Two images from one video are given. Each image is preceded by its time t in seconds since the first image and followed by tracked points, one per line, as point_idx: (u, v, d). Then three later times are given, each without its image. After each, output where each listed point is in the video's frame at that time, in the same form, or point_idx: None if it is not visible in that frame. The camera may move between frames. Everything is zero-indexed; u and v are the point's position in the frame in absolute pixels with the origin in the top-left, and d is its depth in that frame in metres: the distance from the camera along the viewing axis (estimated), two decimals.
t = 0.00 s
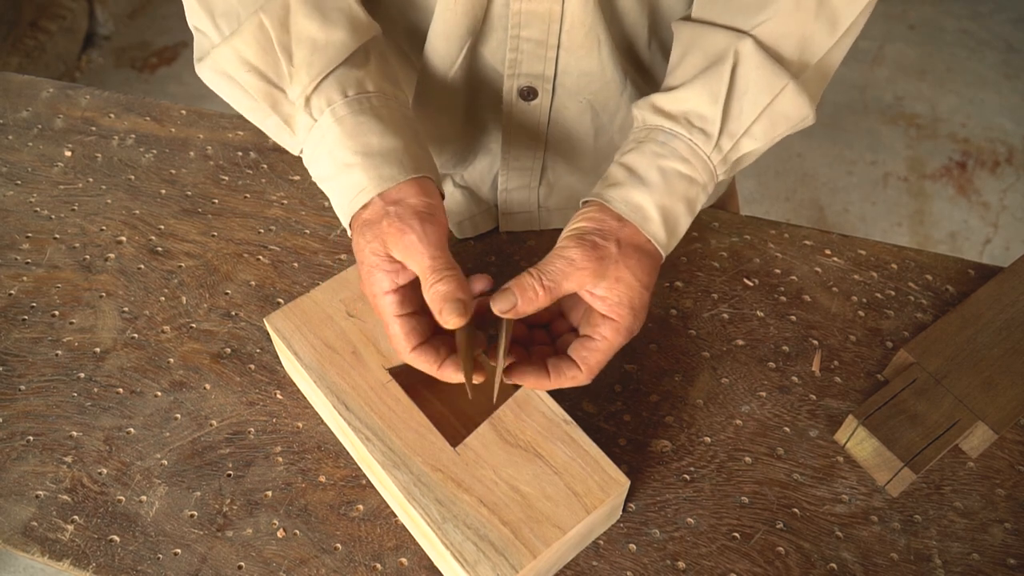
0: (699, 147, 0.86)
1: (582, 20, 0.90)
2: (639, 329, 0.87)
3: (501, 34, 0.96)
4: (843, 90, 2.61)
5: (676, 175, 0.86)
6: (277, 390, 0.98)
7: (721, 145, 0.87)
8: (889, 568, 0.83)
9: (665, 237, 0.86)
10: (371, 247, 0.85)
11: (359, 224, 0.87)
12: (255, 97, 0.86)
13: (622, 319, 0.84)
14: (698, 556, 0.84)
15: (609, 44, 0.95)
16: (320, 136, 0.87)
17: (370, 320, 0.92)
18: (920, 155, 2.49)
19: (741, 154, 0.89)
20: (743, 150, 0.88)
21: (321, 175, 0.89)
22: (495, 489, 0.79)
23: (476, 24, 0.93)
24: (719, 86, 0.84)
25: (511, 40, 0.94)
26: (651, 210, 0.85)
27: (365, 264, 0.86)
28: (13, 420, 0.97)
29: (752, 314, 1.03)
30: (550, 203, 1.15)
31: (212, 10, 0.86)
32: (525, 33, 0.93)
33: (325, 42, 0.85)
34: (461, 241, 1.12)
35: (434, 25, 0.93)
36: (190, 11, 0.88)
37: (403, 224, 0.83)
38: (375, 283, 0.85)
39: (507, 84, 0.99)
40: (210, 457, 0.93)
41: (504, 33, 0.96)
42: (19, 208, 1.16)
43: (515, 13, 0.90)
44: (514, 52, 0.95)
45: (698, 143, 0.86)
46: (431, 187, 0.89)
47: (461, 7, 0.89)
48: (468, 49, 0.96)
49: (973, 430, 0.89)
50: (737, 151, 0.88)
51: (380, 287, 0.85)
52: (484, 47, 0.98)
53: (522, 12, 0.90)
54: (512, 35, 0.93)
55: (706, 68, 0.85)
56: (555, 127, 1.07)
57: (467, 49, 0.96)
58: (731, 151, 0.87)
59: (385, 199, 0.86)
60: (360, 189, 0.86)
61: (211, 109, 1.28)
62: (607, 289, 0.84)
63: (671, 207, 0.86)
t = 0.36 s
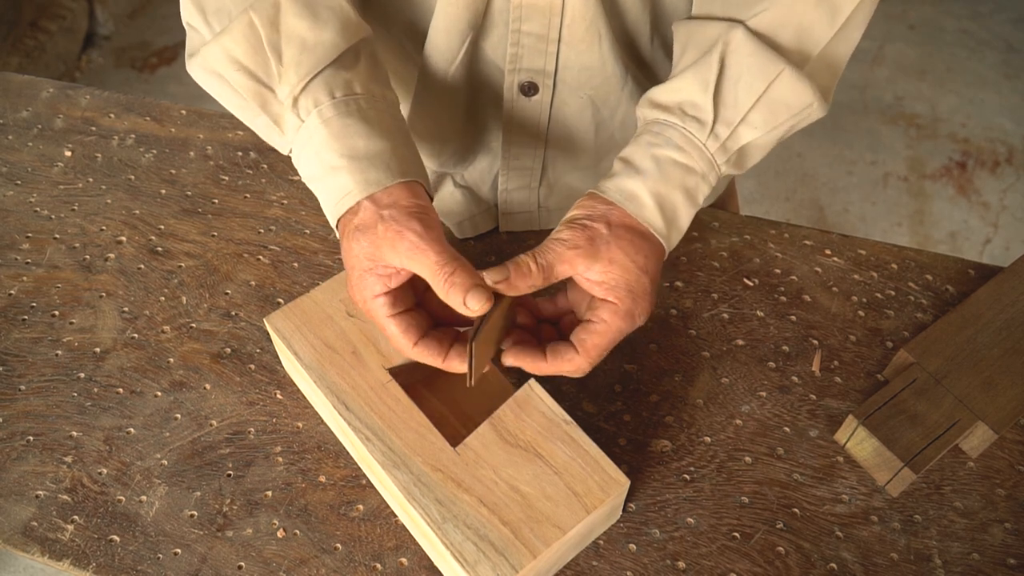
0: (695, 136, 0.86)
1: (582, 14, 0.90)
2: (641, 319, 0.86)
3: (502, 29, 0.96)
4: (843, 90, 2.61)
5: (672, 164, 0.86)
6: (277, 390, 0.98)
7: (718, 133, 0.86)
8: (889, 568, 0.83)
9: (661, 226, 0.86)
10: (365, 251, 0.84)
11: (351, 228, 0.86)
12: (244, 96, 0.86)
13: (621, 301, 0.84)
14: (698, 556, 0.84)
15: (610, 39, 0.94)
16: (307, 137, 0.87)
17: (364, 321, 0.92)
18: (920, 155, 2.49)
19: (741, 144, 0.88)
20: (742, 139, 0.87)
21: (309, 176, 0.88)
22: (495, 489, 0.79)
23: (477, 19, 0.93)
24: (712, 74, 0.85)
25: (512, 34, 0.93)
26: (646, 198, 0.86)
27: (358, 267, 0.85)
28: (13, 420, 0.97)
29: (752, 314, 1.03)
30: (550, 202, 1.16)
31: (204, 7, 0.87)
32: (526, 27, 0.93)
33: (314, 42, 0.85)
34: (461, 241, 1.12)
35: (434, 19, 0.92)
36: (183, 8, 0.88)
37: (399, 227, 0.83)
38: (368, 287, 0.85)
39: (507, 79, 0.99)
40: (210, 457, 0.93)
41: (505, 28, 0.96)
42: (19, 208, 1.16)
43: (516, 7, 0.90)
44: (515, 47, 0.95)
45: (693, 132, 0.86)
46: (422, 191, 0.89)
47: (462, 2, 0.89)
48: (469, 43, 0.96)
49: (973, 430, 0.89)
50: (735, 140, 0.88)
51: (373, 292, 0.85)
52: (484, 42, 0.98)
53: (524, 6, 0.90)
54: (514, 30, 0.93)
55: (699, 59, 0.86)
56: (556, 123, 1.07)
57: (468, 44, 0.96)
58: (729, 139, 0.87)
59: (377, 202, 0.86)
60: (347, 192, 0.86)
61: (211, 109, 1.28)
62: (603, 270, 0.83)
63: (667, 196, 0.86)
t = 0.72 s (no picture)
0: (684, 128, 0.86)
1: (582, 15, 0.90)
2: (622, 308, 0.86)
3: (502, 29, 0.96)
4: (843, 90, 2.61)
5: (660, 156, 0.85)
6: (277, 390, 0.98)
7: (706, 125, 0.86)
8: (889, 568, 0.83)
9: (648, 217, 0.85)
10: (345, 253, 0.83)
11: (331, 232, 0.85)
12: (224, 93, 0.85)
13: (603, 288, 0.84)
14: (698, 556, 0.84)
15: (610, 39, 0.94)
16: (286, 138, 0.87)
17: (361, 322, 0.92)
18: (920, 155, 2.49)
19: (730, 140, 0.88)
20: (730, 134, 0.87)
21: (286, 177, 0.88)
22: (495, 489, 0.79)
23: (477, 19, 0.93)
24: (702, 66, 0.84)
25: (513, 34, 0.93)
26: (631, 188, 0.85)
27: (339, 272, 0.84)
28: (13, 420, 0.97)
29: (752, 314, 1.03)
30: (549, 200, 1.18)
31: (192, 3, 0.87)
32: (527, 27, 0.92)
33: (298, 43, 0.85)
34: (461, 241, 1.12)
35: (434, 19, 0.92)
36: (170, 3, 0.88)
37: (379, 227, 0.82)
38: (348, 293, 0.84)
39: (508, 79, 0.99)
40: (210, 457, 0.93)
41: (505, 29, 0.96)
42: (19, 208, 1.16)
43: (516, 7, 0.90)
44: (516, 47, 0.95)
45: (683, 125, 0.85)
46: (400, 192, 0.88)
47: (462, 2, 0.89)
48: (469, 43, 0.96)
49: (973, 430, 0.89)
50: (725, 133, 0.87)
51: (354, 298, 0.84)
52: (485, 42, 0.98)
53: (524, 6, 0.90)
54: (514, 30, 0.93)
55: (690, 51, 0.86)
56: (556, 123, 1.07)
57: (469, 44, 0.96)
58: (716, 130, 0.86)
59: (358, 204, 0.85)
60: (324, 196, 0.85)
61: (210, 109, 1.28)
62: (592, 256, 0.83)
63: (655, 186, 0.85)
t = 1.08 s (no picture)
0: (742, 125, 0.86)
1: (583, 12, 0.91)
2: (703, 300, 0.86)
3: (502, 29, 0.96)
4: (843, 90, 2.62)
5: (722, 152, 0.86)
6: (277, 390, 0.98)
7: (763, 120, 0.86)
8: (889, 568, 0.83)
9: (717, 211, 0.86)
10: (284, 240, 0.78)
11: (281, 208, 0.79)
12: (195, 43, 0.79)
13: (686, 283, 0.83)
14: (698, 556, 0.84)
15: (610, 38, 0.95)
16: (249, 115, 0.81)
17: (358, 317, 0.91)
18: (920, 155, 2.49)
19: (782, 129, 0.88)
20: (783, 125, 0.88)
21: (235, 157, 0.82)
22: (495, 489, 0.79)
23: (477, 18, 0.93)
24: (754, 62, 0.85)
25: (514, 33, 0.93)
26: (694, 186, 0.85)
27: (259, 250, 0.78)
28: (13, 420, 0.97)
29: (752, 314, 1.03)
30: (551, 203, 1.15)
31: None
32: (527, 26, 0.92)
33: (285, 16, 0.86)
34: (461, 241, 1.12)
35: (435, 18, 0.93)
36: None
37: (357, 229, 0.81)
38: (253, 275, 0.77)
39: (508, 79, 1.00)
40: (210, 456, 0.93)
41: (506, 28, 0.96)
42: (19, 208, 1.16)
43: (517, 6, 0.90)
44: (516, 46, 0.95)
45: (741, 121, 0.86)
46: (367, 202, 0.84)
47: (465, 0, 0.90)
48: (469, 45, 0.97)
49: (973, 430, 0.89)
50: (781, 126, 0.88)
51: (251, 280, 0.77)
52: (486, 41, 0.98)
53: (525, 4, 0.89)
54: (515, 29, 0.93)
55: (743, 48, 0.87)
56: (556, 124, 1.07)
57: (469, 45, 0.97)
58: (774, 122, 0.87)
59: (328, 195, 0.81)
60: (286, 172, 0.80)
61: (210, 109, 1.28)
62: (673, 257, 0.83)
63: (720, 182, 0.85)
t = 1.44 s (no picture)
0: (903, 78, 0.92)
1: None
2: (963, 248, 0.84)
3: (509, 19, 0.98)
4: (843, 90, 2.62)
5: (897, 109, 0.91)
6: (277, 390, 0.98)
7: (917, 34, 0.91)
8: (889, 568, 0.84)
9: (921, 160, 0.90)
10: (262, 183, 0.86)
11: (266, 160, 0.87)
12: None
13: (931, 231, 0.84)
14: (698, 556, 0.85)
15: (616, 26, 0.97)
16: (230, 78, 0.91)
17: (360, 326, 0.91)
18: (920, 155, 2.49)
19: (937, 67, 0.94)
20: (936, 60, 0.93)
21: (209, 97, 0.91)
22: (495, 489, 0.79)
23: (483, 7, 0.95)
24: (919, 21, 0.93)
25: (521, 20, 0.96)
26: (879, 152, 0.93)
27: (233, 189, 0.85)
28: (13, 420, 0.97)
29: (753, 314, 1.03)
30: (554, 203, 1.15)
31: None
32: (534, 14, 0.95)
33: None
34: (461, 241, 1.12)
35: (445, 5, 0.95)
36: None
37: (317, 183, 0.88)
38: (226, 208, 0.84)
39: (515, 68, 1.01)
40: (211, 456, 0.93)
41: (512, 17, 0.98)
42: (19, 208, 1.16)
43: None
44: (523, 34, 0.98)
45: (900, 76, 0.92)
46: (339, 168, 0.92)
47: None
48: (475, 34, 0.99)
49: (973, 430, 0.89)
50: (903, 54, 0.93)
51: (221, 213, 0.84)
52: (491, 31, 1.00)
53: None
54: (522, 15, 0.96)
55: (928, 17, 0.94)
56: (561, 117, 1.08)
57: (475, 34, 0.99)
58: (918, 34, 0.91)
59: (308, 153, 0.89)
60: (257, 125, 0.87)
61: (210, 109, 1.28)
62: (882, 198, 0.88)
63: (911, 134, 0.90)
